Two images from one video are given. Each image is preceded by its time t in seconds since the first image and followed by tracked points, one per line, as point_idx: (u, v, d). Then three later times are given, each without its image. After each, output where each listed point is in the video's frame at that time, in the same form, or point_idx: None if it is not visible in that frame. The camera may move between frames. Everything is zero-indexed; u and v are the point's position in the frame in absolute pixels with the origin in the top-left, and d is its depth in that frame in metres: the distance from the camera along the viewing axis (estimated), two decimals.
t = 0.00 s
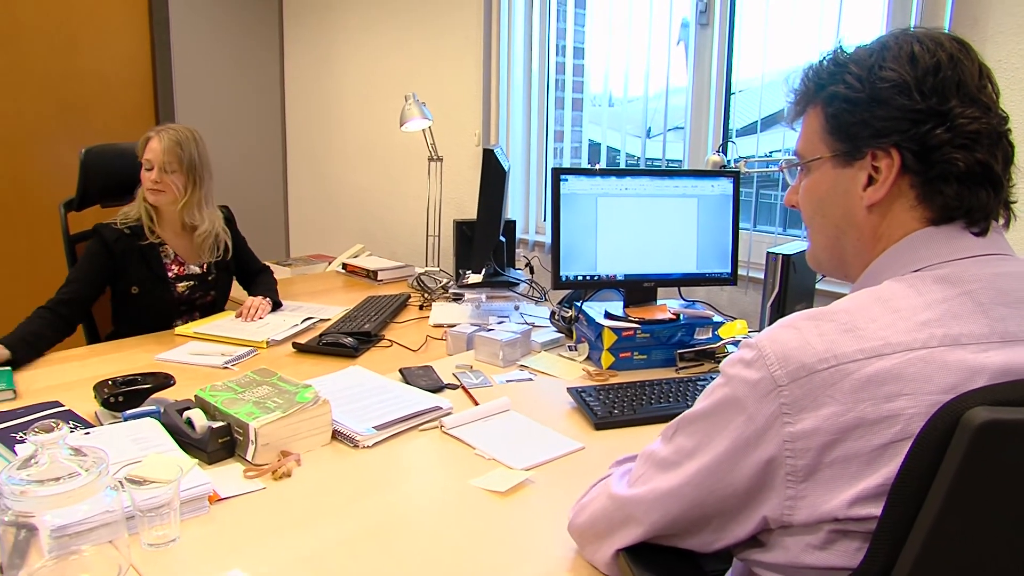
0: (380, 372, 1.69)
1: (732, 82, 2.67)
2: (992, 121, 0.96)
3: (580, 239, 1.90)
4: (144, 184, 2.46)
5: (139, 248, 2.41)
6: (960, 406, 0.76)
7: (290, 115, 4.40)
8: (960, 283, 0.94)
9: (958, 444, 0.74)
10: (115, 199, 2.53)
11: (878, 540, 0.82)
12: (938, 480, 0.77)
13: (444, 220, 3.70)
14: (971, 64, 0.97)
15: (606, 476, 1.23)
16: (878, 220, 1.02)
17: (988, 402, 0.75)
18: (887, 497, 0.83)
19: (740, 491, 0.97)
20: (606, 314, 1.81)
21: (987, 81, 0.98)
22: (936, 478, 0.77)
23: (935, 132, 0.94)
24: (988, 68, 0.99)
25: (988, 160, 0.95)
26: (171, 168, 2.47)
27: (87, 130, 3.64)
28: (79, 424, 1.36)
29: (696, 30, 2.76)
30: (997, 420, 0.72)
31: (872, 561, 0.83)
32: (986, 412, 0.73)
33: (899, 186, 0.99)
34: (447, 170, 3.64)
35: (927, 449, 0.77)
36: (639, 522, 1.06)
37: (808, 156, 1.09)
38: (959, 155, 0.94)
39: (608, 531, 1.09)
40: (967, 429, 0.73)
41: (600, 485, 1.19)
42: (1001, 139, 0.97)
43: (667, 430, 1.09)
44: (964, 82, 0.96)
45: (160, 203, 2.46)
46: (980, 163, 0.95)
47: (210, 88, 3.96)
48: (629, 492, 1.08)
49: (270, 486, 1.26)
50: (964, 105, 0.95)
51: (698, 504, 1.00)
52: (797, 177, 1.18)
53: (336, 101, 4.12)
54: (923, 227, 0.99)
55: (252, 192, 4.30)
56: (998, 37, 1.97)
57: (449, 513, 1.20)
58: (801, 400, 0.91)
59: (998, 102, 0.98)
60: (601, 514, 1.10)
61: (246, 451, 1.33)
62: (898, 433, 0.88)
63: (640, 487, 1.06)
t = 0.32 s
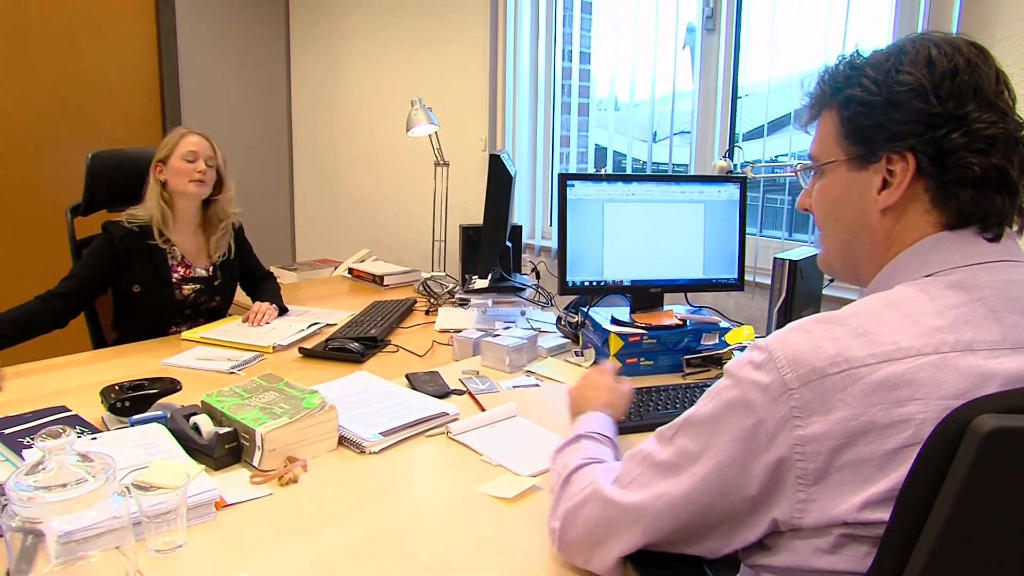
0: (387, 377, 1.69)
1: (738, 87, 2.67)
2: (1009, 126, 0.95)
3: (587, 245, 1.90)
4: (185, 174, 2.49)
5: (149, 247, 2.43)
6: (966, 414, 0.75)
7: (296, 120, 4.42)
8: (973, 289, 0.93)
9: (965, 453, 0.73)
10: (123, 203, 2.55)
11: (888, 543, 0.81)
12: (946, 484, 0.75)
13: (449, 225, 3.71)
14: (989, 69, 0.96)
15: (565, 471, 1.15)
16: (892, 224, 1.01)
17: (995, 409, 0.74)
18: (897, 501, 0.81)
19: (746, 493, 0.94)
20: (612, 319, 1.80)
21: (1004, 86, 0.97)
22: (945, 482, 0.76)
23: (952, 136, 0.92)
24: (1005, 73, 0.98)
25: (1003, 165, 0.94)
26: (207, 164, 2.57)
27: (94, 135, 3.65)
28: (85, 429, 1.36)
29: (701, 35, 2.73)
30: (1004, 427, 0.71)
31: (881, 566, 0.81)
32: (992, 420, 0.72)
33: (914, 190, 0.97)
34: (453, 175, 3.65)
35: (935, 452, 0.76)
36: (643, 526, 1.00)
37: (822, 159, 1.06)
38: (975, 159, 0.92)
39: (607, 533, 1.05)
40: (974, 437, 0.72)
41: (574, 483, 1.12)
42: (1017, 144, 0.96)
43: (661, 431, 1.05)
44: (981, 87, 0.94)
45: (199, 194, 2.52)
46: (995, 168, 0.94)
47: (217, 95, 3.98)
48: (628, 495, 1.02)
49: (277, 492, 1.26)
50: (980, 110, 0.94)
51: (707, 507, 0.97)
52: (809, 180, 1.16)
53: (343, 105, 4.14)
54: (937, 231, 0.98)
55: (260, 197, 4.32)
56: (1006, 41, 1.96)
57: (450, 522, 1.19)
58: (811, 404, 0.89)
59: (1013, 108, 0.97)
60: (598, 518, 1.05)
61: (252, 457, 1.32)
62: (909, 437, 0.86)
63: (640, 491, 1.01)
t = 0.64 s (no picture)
0: (383, 380, 1.69)
1: (735, 87, 2.66)
2: (1013, 127, 0.94)
3: (584, 247, 1.90)
4: (178, 180, 2.46)
5: (153, 250, 2.42)
6: (965, 420, 0.75)
7: (292, 121, 4.41)
8: (973, 292, 0.91)
9: (963, 459, 0.73)
10: (118, 205, 2.53)
11: (886, 544, 0.80)
12: (946, 487, 0.75)
13: (445, 226, 3.69)
14: (993, 70, 0.95)
15: (507, 424, 1.09)
16: (893, 224, 1.00)
17: (993, 415, 0.74)
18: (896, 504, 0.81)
19: (740, 487, 0.90)
20: (608, 321, 1.81)
21: (1007, 88, 0.96)
22: (945, 485, 0.75)
23: (955, 137, 0.92)
24: (1008, 73, 0.97)
25: (1007, 166, 0.94)
26: (195, 161, 2.53)
27: (89, 137, 3.63)
28: (78, 434, 1.35)
29: (697, 35, 2.72)
30: (1002, 434, 0.71)
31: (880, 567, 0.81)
32: (991, 426, 0.72)
33: (916, 190, 0.97)
34: (449, 176, 3.64)
35: (936, 454, 0.76)
36: (623, 495, 0.94)
37: (822, 159, 1.06)
38: (978, 160, 0.92)
39: (581, 497, 0.99)
40: (972, 444, 0.72)
41: (528, 430, 1.06)
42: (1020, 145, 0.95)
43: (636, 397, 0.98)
44: (985, 87, 0.94)
45: (198, 193, 2.50)
46: (998, 169, 0.93)
47: (212, 96, 3.97)
48: (605, 460, 0.96)
49: (271, 497, 1.25)
50: (984, 110, 0.93)
51: (695, 495, 0.92)
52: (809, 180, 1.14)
53: (339, 106, 4.12)
54: (939, 232, 0.98)
55: (255, 199, 4.31)
56: (1003, 41, 1.95)
57: (440, 531, 1.17)
58: (808, 399, 0.86)
59: (1016, 109, 0.96)
60: (573, 478, 0.99)
61: (247, 461, 1.32)
62: (906, 439, 0.84)
63: (619, 458, 0.95)
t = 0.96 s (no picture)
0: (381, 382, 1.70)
1: (736, 87, 2.65)
2: (1009, 130, 0.93)
3: (583, 248, 1.89)
4: (193, 183, 2.50)
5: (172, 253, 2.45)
6: (965, 427, 0.74)
7: (292, 120, 4.40)
8: (970, 296, 0.88)
9: (963, 466, 0.72)
10: (117, 204, 2.51)
11: (886, 550, 0.80)
12: (947, 495, 0.74)
13: (445, 226, 3.68)
14: (988, 72, 0.94)
15: (486, 376, 1.06)
16: (889, 228, 0.99)
17: (994, 422, 0.73)
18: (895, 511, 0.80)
19: (732, 478, 0.89)
20: (608, 323, 1.81)
21: (1004, 90, 0.95)
22: (946, 492, 0.74)
23: (950, 140, 0.91)
24: (1004, 76, 0.96)
25: (1002, 170, 0.93)
26: (209, 164, 2.57)
27: (87, 135, 3.62)
28: (74, 435, 1.35)
29: (698, 35, 2.72)
30: (1003, 441, 0.70)
31: (880, 570, 0.80)
32: (992, 434, 0.71)
33: (912, 195, 0.96)
34: (448, 176, 3.63)
35: (937, 462, 0.75)
36: (610, 454, 0.94)
37: (818, 163, 1.05)
38: (974, 164, 0.91)
39: (566, 451, 0.98)
40: (973, 451, 0.71)
41: (510, 377, 1.04)
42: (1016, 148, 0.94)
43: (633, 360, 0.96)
44: (981, 90, 0.92)
45: (211, 196, 2.54)
46: (994, 172, 0.92)
47: (212, 96, 3.96)
48: (597, 418, 0.95)
49: (269, 499, 1.24)
50: (981, 113, 0.92)
51: (688, 478, 0.91)
52: (806, 184, 1.14)
53: (339, 104, 4.11)
54: (934, 236, 0.96)
55: (255, 199, 4.30)
56: (1006, 43, 1.93)
57: (436, 534, 1.16)
58: (802, 391, 0.84)
59: (1013, 111, 0.95)
60: (562, 432, 0.97)
61: (244, 463, 1.31)
62: (898, 440, 0.82)
63: (614, 420, 0.94)
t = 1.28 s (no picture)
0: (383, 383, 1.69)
1: (738, 86, 2.64)
2: (989, 132, 0.90)
3: (584, 249, 1.89)
4: (209, 186, 2.51)
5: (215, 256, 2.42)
6: (975, 433, 0.73)
7: (295, 119, 4.39)
8: (951, 296, 0.87)
9: (975, 472, 0.71)
10: (118, 204, 2.50)
11: (895, 555, 0.79)
12: (957, 501, 0.73)
13: (447, 225, 3.68)
14: (966, 74, 0.91)
15: (487, 360, 1.06)
16: (874, 232, 0.97)
17: (1005, 428, 0.72)
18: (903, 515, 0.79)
19: (722, 476, 0.88)
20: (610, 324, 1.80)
21: (985, 90, 0.92)
22: (956, 497, 0.73)
23: (929, 143, 0.88)
24: (983, 77, 0.93)
25: (984, 172, 0.90)
26: (227, 169, 2.59)
27: (88, 136, 3.61)
28: (75, 437, 1.34)
29: (700, 34, 2.70)
30: (1015, 448, 0.69)
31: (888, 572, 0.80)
32: (1003, 440, 0.70)
33: (894, 198, 0.94)
34: (450, 175, 3.62)
35: (947, 468, 0.74)
36: (601, 441, 0.93)
37: (803, 169, 1.03)
38: (954, 166, 0.88)
39: (560, 436, 0.98)
40: (984, 458, 0.70)
41: (510, 365, 1.05)
42: (997, 149, 0.91)
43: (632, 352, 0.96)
44: (959, 92, 0.89)
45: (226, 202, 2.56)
46: (975, 174, 0.89)
47: (213, 96, 3.96)
48: (591, 405, 0.95)
49: (270, 502, 1.24)
50: (960, 114, 0.89)
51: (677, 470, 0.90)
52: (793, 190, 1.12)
53: (340, 104, 4.10)
54: (917, 237, 0.94)
55: (257, 198, 4.30)
56: (1008, 43, 1.91)
57: (440, 536, 1.15)
58: (785, 386, 0.83)
59: (995, 112, 0.92)
60: (555, 416, 0.98)
61: (246, 465, 1.31)
62: (879, 437, 0.81)
63: (608, 407, 0.94)
